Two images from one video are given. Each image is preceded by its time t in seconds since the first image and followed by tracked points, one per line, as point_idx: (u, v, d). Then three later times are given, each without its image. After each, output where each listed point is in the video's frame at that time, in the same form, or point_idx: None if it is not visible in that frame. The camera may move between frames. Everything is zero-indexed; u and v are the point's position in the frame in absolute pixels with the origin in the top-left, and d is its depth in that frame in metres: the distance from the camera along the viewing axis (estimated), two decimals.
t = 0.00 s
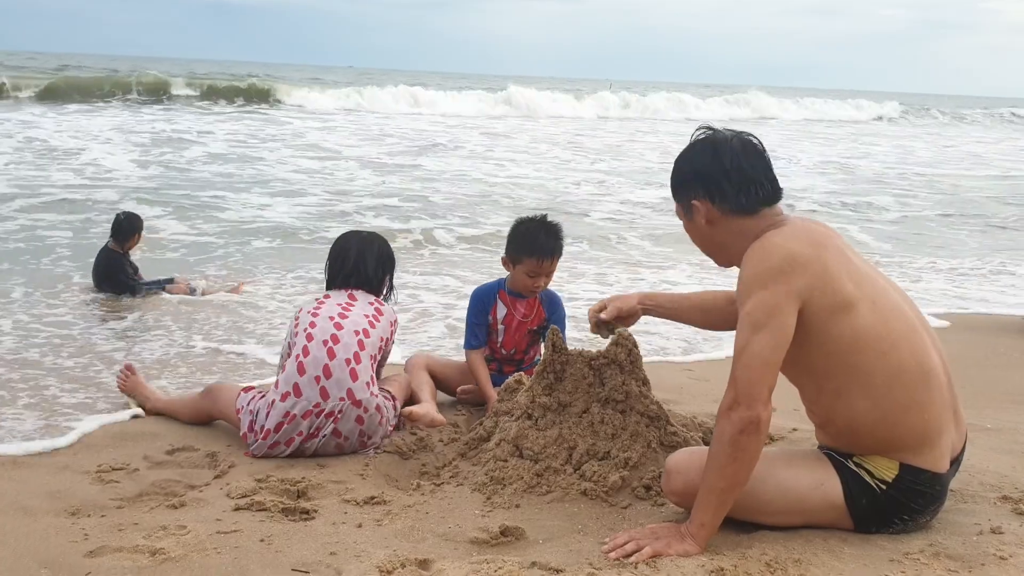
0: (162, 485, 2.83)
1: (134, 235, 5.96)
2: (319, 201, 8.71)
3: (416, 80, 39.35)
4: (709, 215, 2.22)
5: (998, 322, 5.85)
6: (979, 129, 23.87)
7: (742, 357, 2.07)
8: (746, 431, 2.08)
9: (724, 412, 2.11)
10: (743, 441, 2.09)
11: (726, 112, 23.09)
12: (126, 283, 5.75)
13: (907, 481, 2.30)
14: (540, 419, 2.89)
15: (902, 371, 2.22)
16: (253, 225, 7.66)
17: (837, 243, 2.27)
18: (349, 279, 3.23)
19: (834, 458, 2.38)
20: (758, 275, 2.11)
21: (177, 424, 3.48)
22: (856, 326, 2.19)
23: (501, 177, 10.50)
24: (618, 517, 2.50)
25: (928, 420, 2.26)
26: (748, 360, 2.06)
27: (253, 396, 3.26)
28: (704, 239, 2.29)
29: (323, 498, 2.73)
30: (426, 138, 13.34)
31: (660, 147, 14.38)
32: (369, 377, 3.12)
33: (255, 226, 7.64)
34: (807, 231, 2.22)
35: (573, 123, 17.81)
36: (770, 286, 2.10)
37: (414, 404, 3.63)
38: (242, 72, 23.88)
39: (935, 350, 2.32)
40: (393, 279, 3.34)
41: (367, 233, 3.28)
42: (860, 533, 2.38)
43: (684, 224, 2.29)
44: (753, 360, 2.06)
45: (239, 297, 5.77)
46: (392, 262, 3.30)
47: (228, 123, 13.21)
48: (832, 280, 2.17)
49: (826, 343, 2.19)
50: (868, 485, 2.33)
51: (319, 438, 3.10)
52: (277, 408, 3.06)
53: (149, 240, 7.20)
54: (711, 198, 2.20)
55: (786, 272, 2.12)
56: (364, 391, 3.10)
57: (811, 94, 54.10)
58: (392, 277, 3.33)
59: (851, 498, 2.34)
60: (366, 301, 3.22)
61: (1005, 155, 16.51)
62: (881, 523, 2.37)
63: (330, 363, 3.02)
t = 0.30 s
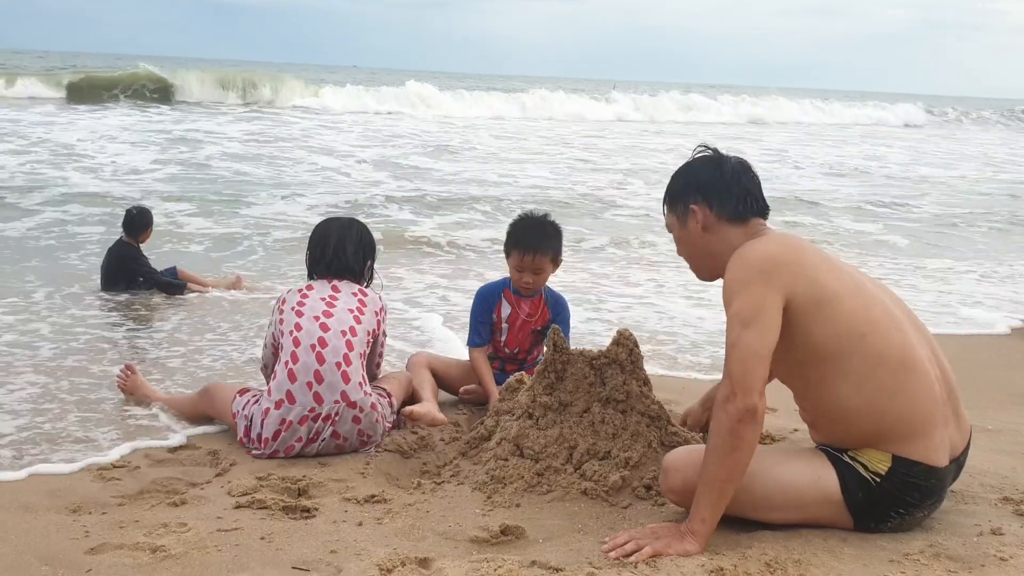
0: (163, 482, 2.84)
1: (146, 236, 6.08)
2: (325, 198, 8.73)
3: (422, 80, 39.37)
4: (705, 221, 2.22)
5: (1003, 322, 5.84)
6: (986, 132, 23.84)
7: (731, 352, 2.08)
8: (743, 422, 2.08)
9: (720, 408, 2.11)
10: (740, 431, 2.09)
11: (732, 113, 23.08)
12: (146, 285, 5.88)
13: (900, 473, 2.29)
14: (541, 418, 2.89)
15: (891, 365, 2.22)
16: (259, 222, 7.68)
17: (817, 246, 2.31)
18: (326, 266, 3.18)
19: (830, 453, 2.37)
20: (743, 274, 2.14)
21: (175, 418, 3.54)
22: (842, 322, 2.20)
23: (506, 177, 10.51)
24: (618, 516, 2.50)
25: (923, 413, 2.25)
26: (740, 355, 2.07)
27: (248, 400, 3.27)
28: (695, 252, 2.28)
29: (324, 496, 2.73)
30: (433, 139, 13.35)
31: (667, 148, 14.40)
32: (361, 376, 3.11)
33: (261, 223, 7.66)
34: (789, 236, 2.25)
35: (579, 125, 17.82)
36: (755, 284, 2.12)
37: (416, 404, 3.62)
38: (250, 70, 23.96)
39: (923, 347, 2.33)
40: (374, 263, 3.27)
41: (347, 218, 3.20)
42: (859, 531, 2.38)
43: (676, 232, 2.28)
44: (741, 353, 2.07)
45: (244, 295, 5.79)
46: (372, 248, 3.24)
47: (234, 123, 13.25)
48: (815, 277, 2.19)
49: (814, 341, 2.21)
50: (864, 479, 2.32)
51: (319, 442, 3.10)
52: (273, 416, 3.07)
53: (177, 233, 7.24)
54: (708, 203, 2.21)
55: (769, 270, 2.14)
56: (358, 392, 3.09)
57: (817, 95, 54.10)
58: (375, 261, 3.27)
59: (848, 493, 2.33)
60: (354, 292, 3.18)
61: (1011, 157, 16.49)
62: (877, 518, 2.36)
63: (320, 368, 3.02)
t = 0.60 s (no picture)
0: (165, 477, 2.85)
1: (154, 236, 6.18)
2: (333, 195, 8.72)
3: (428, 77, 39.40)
4: (708, 226, 2.27)
5: (1009, 320, 5.84)
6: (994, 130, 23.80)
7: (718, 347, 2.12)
8: (735, 409, 2.09)
9: (709, 400, 2.13)
10: (733, 421, 2.10)
11: (739, 111, 23.06)
12: (164, 283, 5.98)
13: (892, 459, 2.27)
14: (542, 414, 2.90)
15: (878, 355, 2.24)
16: (268, 219, 7.68)
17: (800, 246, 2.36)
18: (323, 247, 3.13)
19: (826, 443, 2.36)
20: (727, 271, 2.19)
21: (181, 412, 3.55)
22: (825, 314, 2.24)
23: (513, 174, 10.52)
24: (619, 513, 2.50)
25: (914, 400, 2.26)
26: (725, 347, 2.11)
27: (250, 398, 3.29)
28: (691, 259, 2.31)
29: (325, 492, 2.74)
30: (439, 137, 13.37)
31: (673, 146, 14.40)
32: (361, 378, 3.11)
33: (267, 220, 7.68)
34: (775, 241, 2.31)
35: (586, 124, 17.82)
36: (737, 280, 2.17)
37: (416, 400, 3.63)
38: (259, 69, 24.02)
39: (913, 339, 2.34)
40: (375, 245, 3.17)
41: (348, 198, 3.13)
42: (858, 525, 2.38)
43: (674, 237, 2.32)
44: (726, 346, 2.11)
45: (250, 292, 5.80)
46: (371, 233, 3.14)
47: (241, 121, 13.27)
48: (796, 272, 2.24)
49: (799, 333, 2.24)
50: (860, 468, 2.31)
51: (320, 443, 3.12)
52: (274, 418, 3.09)
53: (190, 228, 7.34)
54: (713, 209, 2.27)
55: (751, 265, 2.19)
56: (358, 394, 3.10)
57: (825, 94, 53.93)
58: (374, 245, 3.17)
59: (844, 482, 2.32)
60: (354, 283, 3.14)
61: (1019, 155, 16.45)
62: (874, 506, 2.35)
63: (319, 372, 3.02)
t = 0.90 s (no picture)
0: (168, 474, 2.86)
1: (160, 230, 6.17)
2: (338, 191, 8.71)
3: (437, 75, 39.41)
4: (717, 212, 2.26)
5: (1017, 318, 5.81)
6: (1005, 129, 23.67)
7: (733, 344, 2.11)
8: (746, 412, 2.10)
9: (722, 398, 2.13)
10: (744, 422, 2.11)
11: (748, 109, 23.01)
12: (172, 278, 6.04)
13: (898, 461, 2.28)
14: (544, 410, 2.91)
15: (892, 352, 2.23)
16: (273, 215, 7.67)
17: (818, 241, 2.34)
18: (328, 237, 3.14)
19: (831, 444, 2.37)
20: (744, 268, 2.17)
21: (186, 406, 3.57)
22: (841, 312, 2.23)
23: (520, 170, 10.51)
24: (621, 509, 2.50)
25: (926, 399, 2.25)
26: (741, 346, 2.10)
27: (255, 392, 3.32)
28: (697, 244, 2.30)
29: (328, 486, 2.75)
30: (447, 134, 13.37)
31: (682, 144, 14.36)
32: (364, 378, 3.12)
33: (275, 215, 7.69)
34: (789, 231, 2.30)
35: (594, 121, 17.80)
36: (754, 276, 2.16)
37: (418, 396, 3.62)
38: (270, 67, 24.06)
39: (926, 338, 2.33)
40: (377, 240, 3.10)
41: (358, 188, 3.09)
42: (861, 523, 2.38)
43: (681, 222, 2.31)
44: (741, 344, 2.10)
45: (257, 288, 5.81)
46: (373, 226, 3.07)
47: (249, 118, 13.29)
48: (813, 270, 2.22)
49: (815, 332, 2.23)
50: (865, 469, 2.31)
51: (322, 443, 3.13)
52: (277, 416, 3.12)
53: (198, 222, 7.35)
54: (722, 193, 2.26)
55: (769, 262, 2.18)
56: (360, 395, 3.11)
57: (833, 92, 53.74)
58: (376, 239, 3.09)
59: (849, 483, 2.33)
60: (359, 279, 3.12)
61: None
62: (879, 509, 2.35)
63: (322, 373, 3.04)
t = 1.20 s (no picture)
0: (169, 473, 2.86)
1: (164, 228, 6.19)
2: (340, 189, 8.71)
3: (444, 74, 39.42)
4: (739, 202, 2.21)
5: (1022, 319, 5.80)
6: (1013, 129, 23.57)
7: (750, 348, 2.08)
8: (752, 421, 2.09)
9: (730, 405, 2.12)
10: (750, 430, 2.10)
11: (755, 111, 22.97)
12: (175, 276, 6.05)
13: (909, 475, 2.30)
14: (544, 409, 2.91)
15: (908, 363, 2.20)
16: (275, 213, 7.67)
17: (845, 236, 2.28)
18: (335, 230, 3.12)
19: (838, 451, 2.38)
20: (769, 268, 2.12)
21: (187, 405, 3.59)
22: (864, 317, 2.19)
23: (526, 169, 10.52)
24: (620, 508, 2.51)
25: (938, 410, 2.24)
26: (757, 352, 2.07)
27: (257, 391, 3.33)
28: (716, 230, 2.27)
29: (328, 485, 2.75)
30: (454, 133, 13.39)
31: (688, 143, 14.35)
32: (365, 381, 3.13)
33: (280, 213, 7.71)
34: (816, 225, 2.24)
35: (601, 121, 17.80)
36: (779, 279, 2.11)
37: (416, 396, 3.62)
38: (279, 67, 24.11)
39: (943, 344, 2.31)
40: (383, 236, 3.08)
41: (369, 183, 3.06)
42: (861, 526, 2.38)
43: (701, 207, 2.26)
44: (759, 350, 2.07)
45: (261, 287, 5.84)
46: (382, 221, 3.05)
47: (256, 117, 13.32)
48: (839, 272, 2.17)
49: (834, 336, 2.20)
50: (873, 480, 2.32)
51: (323, 445, 3.14)
52: (278, 417, 3.13)
53: (204, 218, 7.38)
54: (746, 183, 2.20)
55: (796, 264, 2.12)
56: (361, 398, 3.12)
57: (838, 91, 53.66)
58: (382, 235, 3.07)
59: (854, 490, 2.33)
60: (361, 278, 3.11)
61: None
62: (883, 517, 2.36)
63: (323, 376, 3.05)
